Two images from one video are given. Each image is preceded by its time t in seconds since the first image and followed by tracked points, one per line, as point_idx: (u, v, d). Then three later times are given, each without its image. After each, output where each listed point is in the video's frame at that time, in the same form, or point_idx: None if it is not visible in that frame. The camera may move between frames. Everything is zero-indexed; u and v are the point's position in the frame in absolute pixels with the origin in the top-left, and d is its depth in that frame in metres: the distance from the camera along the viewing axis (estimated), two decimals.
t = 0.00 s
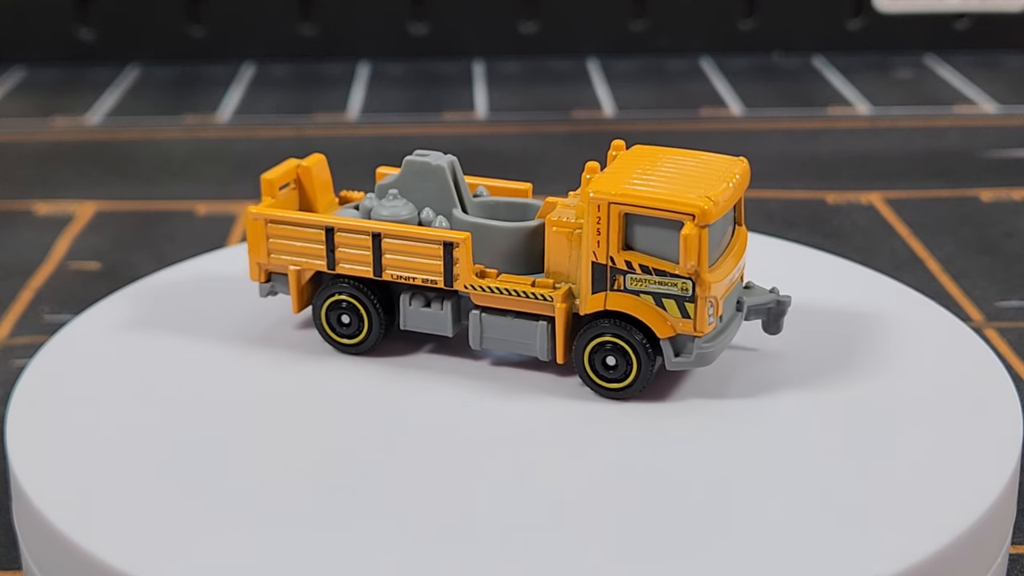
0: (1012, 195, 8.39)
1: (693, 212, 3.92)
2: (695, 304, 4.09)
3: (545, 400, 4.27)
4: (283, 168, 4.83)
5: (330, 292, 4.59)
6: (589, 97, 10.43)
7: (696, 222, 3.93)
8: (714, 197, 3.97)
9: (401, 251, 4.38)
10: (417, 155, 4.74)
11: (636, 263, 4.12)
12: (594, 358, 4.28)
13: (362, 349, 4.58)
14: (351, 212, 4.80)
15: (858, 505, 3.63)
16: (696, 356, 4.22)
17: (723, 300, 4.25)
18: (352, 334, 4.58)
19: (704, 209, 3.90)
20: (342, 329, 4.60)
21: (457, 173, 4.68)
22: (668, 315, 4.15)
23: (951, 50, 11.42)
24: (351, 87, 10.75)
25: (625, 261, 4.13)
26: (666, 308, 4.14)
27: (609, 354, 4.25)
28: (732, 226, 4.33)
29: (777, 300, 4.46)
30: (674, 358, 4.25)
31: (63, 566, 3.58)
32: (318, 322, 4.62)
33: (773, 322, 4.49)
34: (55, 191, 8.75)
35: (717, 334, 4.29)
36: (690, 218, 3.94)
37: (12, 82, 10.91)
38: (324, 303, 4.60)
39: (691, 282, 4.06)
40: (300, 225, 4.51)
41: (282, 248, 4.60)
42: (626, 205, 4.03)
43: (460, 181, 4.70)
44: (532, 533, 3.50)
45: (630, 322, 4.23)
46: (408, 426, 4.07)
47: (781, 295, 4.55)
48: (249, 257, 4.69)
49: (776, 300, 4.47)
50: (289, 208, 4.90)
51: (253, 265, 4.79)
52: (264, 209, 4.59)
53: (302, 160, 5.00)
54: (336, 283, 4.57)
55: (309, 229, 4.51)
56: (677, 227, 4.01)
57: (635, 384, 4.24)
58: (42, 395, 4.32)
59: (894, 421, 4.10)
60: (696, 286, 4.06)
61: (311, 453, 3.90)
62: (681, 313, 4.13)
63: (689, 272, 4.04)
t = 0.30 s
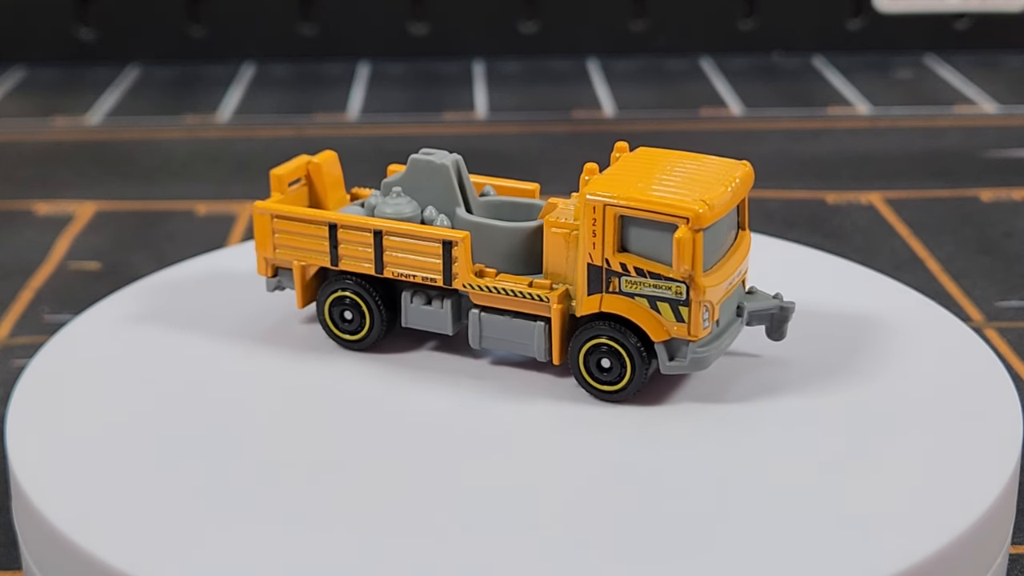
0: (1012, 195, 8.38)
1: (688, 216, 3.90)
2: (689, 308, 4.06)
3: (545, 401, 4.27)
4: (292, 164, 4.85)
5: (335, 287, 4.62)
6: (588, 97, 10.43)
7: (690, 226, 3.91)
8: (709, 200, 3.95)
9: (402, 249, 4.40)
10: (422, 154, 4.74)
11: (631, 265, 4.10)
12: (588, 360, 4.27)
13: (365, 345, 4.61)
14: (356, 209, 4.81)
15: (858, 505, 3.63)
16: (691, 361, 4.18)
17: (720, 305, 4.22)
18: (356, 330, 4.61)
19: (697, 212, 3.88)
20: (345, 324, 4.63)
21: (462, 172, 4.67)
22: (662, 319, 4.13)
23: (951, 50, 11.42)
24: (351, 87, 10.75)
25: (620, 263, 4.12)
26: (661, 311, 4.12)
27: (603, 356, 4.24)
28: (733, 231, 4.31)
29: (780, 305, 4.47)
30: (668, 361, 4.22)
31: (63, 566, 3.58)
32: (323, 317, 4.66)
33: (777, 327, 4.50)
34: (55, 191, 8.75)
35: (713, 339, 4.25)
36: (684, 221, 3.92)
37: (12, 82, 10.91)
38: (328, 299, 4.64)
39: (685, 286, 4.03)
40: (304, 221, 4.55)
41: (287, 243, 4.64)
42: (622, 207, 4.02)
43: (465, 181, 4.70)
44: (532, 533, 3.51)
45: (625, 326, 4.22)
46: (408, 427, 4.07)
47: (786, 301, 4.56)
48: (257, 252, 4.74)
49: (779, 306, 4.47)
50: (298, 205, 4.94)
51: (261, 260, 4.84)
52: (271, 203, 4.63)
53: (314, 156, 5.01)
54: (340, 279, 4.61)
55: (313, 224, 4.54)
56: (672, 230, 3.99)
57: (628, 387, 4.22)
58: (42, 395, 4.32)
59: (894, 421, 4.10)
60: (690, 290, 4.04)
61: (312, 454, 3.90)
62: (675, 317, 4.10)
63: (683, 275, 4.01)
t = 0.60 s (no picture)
0: (1013, 195, 8.38)
1: (681, 219, 3.87)
2: (682, 311, 4.03)
3: (545, 402, 4.27)
4: (302, 161, 4.89)
5: (338, 284, 4.65)
6: (588, 97, 10.43)
7: (682, 230, 3.88)
8: (703, 204, 3.92)
9: (402, 246, 4.41)
10: (429, 151, 4.74)
11: (625, 268, 4.08)
12: (583, 361, 4.26)
13: (366, 342, 4.63)
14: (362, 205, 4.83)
15: (858, 505, 3.63)
16: (684, 365, 4.14)
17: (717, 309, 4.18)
18: (358, 327, 4.63)
19: (689, 215, 3.85)
20: (348, 321, 4.65)
21: (466, 171, 4.67)
22: (656, 322, 4.10)
23: (951, 50, 11.42)
24: (351, 87, 10.75)
25: (614, 266, 4.09)
26: (654, 314, 4.09)
27: (597, 358, 4.22)
28: (733, 236, 4.26)
29: (782, 311, 4.40)
30: (662, 366, 4.18)
31: (63, 566, 3.58)
32: (326, 314, 4.69)
33: (779, 334, 4.44)
34: (55, 191, 8.74)
35: (708, 344, 4.20)
36: (677, 225, 3.89)
37: (12, 82, 10.91)
38: (331, 295, 4.66)
39: (678, 289, 4.00)
40: (309, 217, 4.58)
41: (293, 239, 4.67)
42: (616, 209, 4.00)
43: (469, 179, 4.69)
44: (532, 533, 3.51)
45: (619, 328, 4.19)
46: (407, 427, 4.07)
47: (787, 307, 4.49)
48: (264, 247, 4.77)
49: (782, 311, 4.40)
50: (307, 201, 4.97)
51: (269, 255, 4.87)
52: (278, 199, 4.66)
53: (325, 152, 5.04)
54: (343, 276, 4.64)
55: (317, 220, 4.57)
56: (665, 233, 3.95)
57: (621, 390, 4.20)
58: (42, 395, 4.32)
59: (896, 421, 4.10)
60: (683, 294, 4.00)
61: (312, 453, 3.90)
62: (669, 321, 4.07)
63: (676, 279, 3.98)
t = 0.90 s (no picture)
0: (1012, 195, 8.38)
1: (672, 222, 3.84)
2: (674, 315, 3.99)
3: (546, 403, 4.27)
4: (313, 157, 4.92)
5: (343, 280, 4.67)
6: (588, 97, 10.43)
7: (674, 233, 3.84)
8: (697, 208, 3.88)
9: (404, 245, 4.42)
10: (434, 151, 4.74)
11: (619, 270, 4.05)
12: (577, 363, 4.25)
13: (369, 338, 4.66)
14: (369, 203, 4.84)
15: (858, 505, 3.63)
16: (678, 370, 4.11)
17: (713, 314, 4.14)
18: (362, 323, 4.67)
19: (681, 218, 3.82)
20: (352, 316, 4.69)
21: (470, 170, 4.67)
22: (648, 325, 4.07)
23: (951, 50, 11.42)
24: (351, 87, 10.75)
25: (608, 268, 4.07)
26: (647, 318, 4.06)
27: (591, 360, 4.21)
28: (733, 240, 4.22)
29: (784, 318, 4.32)
30: (654, 369, 4.14)
31: (63, 565, 3.58)
32: (331, 310, 4.73)
33: (781, 340, 4.35)
34: (55, 191, 8.74)
35: (703, 349, 4.15)
36: (669, 228, 3.85)
37: (12, 82, 10.91)
38: (336, 290, 4.69)
39: (670, 293, 3.96)
40: (315, 213, 4.60)
41: (299, 234, 4.69)
42: (609, 210, 3.98)
43: (473, 178, 4.68)
44: (532, 534, 3.51)
45: (613, 331, 4.17)
46: (407, 428, 4.07)
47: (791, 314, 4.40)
48: (273, 242, 4.81)
49: (782, 318, 4.32)
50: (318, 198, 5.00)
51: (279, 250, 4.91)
52: (286, 195, 4.70)
53: (338, 150, 5.07)
54: (347, 272, 4.66)
55: (323, 217, 4.59)
56: (658, 236, 3.92)
57: (613, 394, 4.18)
58: (42, 395, 4.32)
59: (897, 421, 4.11)
60: (675, 297, 3.96)
61: (312, 453, 3.90)
62: (661, 324, 4.04)
63: (668, 282, 3.94)
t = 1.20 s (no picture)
0: (1012, 195, 8.38)
1: (664, 225, 3.81)
2: (666, 319, 3.96)
3: (545, 403, 4.26)
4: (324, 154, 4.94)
5: (348, 276, 4.70)
6: (588, 97, 10.44)
7: (666, 236, 3.82)
8: (691, 212, 3.85)
9: (406, 242, 4.43)
10: (442, 149, 4.74)
11: (613, 272, 4.03)
12: (571, 364, 4.23)
13: (373, 334, 4.68)
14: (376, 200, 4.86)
15: (858, 505, 3.63)
16: (671, 373, 4.07)
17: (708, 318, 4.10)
18: (365, 319, 4.69)
19: (673, 221, 3.79)
20: (356, 313, 4.71)
21: (474, 169, 4.67)
22: (641, 328, 4.04)
23: (951, 50, 11.42)
24: (351, 87, 10.75)
25: (602, 270, 4.06)
26: (640, 320, 4.03)
27: (585, 362, 4.19)
28: (733, 245, 4.19)
29: (784, 324, 4.26)
30: (647, 373, 4.11)
31: (63, 566, 3.57)
32: (336, 306, 4.75)
33: (782, 346, 4.29)
34: (55, 191, 8.74)
35: (696, 353, 4.11)
36: (661, 231, 3.83)
37: (11, 82, 10.90)
38: (340, 287, 4.72)
39: (662, 296, 3.93)
40: (320, 210, 4.62)
41: (306, 230, 4.72)
42: (604, 212, 3.97)
43: (478, 177, 4.68)
44: (531, 536, 3.50)
45: (607, 333, 4.14)
46: (407, 428, 4.07)
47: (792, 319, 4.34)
48: (281, 237, 4.84)
49: (783, 324, 4.26)
50: (328, 194, 5.03)
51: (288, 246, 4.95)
52: (293, 190, 4.72)
53: (349, 147, 5.09)
54: (351, 269, 4.68)
55: (328, 213, 4.61)
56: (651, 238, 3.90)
57: (606, 396, 4.15)
58: (42, 396, 4.31)
59: (898, 421, 4.11)
60: (668, 300, 3.93)
61: (311, 454, 3.90)
62: (653, 327, 4.01)
63: (660, 286, 3.91)
